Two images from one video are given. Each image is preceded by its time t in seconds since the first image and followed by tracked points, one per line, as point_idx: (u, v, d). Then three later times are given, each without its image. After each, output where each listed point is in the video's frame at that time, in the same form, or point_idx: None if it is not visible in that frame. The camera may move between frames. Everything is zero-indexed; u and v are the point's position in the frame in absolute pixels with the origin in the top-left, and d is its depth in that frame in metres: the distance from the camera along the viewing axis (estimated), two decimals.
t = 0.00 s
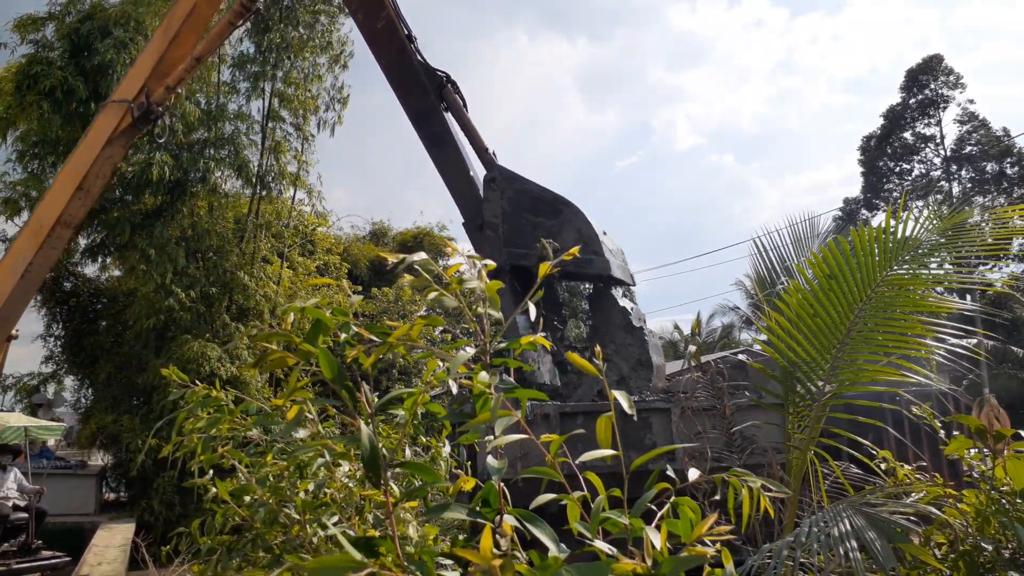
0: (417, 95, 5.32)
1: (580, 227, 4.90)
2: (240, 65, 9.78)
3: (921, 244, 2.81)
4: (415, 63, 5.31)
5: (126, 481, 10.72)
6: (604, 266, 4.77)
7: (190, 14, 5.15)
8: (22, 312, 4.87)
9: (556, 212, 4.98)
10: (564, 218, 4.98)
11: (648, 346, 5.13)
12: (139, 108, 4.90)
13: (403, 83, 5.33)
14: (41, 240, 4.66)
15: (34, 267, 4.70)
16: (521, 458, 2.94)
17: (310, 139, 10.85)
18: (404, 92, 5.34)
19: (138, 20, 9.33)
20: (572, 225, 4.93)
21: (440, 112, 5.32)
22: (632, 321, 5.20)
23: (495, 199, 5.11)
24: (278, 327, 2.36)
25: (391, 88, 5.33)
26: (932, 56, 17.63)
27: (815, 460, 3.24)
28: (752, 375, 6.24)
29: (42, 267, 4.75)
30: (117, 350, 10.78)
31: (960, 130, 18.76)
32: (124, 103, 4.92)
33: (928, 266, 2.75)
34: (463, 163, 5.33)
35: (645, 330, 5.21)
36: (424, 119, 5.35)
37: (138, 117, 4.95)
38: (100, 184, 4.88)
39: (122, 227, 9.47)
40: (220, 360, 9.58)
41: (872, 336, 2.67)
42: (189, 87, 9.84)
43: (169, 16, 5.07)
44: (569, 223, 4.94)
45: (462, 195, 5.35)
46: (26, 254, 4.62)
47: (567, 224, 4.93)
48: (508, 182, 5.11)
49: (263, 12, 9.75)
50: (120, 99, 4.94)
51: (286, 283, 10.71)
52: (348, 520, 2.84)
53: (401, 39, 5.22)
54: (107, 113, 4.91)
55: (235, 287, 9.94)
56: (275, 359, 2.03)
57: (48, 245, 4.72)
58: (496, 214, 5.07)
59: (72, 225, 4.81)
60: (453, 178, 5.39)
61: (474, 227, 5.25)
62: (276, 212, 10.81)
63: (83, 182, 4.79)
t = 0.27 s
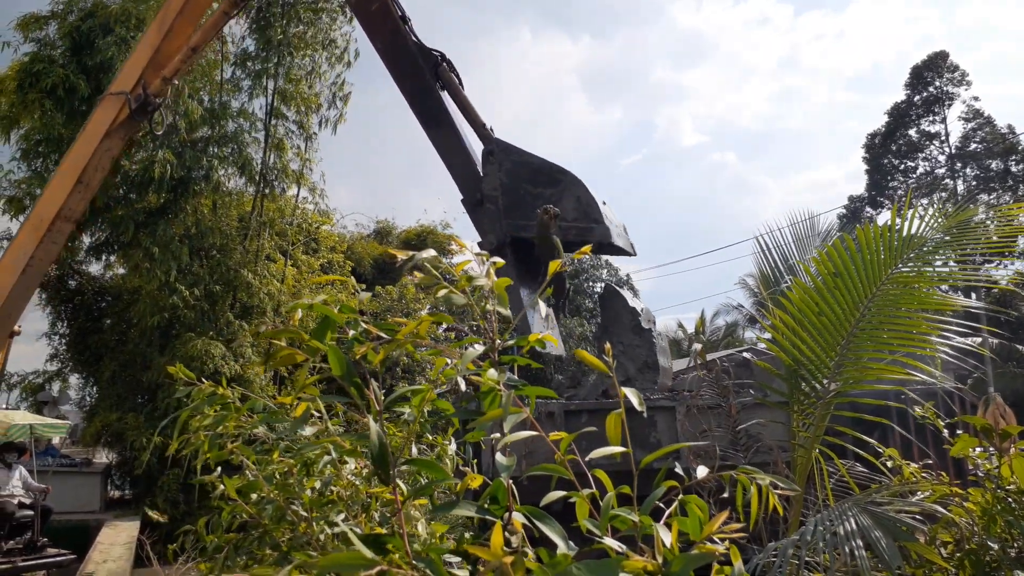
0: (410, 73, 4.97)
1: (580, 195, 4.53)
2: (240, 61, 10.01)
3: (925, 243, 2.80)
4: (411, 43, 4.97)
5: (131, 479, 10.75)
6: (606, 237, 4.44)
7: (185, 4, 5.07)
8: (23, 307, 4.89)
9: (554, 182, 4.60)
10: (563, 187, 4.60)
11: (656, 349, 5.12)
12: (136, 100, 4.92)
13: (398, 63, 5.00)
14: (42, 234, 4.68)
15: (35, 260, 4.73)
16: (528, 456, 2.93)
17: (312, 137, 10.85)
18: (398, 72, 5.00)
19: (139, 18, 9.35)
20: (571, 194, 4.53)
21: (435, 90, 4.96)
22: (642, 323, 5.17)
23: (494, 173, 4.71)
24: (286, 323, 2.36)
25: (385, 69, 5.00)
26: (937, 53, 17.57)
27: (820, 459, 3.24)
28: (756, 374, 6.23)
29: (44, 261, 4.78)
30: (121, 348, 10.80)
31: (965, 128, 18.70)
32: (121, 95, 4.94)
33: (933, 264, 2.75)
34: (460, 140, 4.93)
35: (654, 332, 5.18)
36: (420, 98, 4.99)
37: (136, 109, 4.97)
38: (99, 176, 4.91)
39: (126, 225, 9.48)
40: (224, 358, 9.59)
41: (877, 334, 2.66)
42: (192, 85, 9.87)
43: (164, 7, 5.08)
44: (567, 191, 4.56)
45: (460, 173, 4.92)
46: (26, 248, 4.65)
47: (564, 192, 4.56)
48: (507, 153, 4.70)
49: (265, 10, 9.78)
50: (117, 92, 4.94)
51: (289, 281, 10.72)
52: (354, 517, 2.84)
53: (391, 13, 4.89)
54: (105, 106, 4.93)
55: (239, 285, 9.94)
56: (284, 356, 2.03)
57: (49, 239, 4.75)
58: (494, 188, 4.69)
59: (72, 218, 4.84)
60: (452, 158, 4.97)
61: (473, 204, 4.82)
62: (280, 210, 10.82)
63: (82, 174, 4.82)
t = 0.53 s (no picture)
0: (405, 64, 4.88)
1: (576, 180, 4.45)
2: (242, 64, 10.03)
3: (930, 246, 2.81)
4: (406, 35, 4.89)
5: (136, 482, 10.77)
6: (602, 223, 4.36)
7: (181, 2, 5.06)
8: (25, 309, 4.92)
9: (549, 168, 4.48)
10: (559, 174, 4.49)
11: (662, 355, 5.13)
12: (133, 99, 4.95)
13: (393, 56, 4.93)
14: (42, 235, 4.71)
15: (36, 261, 4.76)
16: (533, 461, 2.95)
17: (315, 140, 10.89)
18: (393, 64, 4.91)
19: (141, 22, 9.41)
20: (569, 179, 4.45)
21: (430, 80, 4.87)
22: (647, 328, 5.17)
23: (490, 161, 4.59)
24: (295, 329, 2.39)
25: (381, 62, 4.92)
26: (940, 55, 17.57)
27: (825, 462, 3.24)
28: (761, 377, 6.23)
29: (45, 262, 4.81)
30: (126, 351, 10.81)
31: (970, 131, 18.68)
32: (119, 95, 4.98)
33: (937, 267, 2.75)
34: (456, 130, 4.81)
35: (659, 337, 5.19)
36: (416, 89, 4.91)
37: (135, 108, 5.00)
38: (97, 177, 4.93)
39: (130, 228, 9.51)
40: (228, 361, 9.61)
41: (881, 336, 2.66)
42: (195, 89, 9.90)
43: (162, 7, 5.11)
44: (562, 177, 4.46)
45: (457, 162, 4.78)
46: (27, 249, 4.69)
47: (560, 178, 4.46)
48: (503, 142, 4.57)
49: (267, 13, 9.82)
50: (116, 92, 4.98)
51: (293, 284, 10.74)
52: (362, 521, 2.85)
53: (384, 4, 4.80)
54: (104, 106, 4.97)
55: (243, 288, 9.95)
56: (292, 361, 2.04)
57: (50, 240, 4.78)
58: (490, 174, 4.56)
59: (72, 219, 4.87)
60: (448, 148, 4.85)
61: (471, 193, 4.69)
62: (284, 213, 10.85)
63: (82, 175, 4.86)
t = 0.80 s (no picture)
0: (376, 73, 4.83)
1: (527, 204, 4.28)
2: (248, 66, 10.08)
3: (938, 246, 2.80)
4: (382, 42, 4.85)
5: (144, 483, 10.81)
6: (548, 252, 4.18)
7: None
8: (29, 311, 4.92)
9: (502, 190, 4.36)
10: (511, 198, 4.36)
11: (670, 357, 5.13)
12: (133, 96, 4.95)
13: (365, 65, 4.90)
14: (45, 234, 4.70)
15: (41, 261, 4.76)
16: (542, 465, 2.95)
17: (321, 142, 10.91)
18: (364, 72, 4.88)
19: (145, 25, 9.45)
20: (518, 204, 4.30)
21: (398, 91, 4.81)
22: (655, 331, 5.17)
23: (447, 178, 4.54)
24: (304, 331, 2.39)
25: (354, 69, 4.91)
26: (948, 54, 17.49)
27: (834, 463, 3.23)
28: (769, 378, 6.21)
29: (49, 262, 4.80)
30: (134, 352, 10.85)
31: (978, 130, 18.59)
32: (119, 93, 4.97)
33: (946, 267, 2.74)
34: (417, 144, 4.75)
35: (667, 340, 5.18)
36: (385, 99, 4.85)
37: (135, 106, 5.00)
38: (100, 175, 4.93)
39: (136, 230, 9.55)
40: (235, 363, 9.64)
41: (890, 337, 2.65)
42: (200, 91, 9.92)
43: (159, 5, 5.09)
44: (513, 202, 4.32)
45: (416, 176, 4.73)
46: (32, 248, 4.68)
47: (511, 202, 4.32)
48: (462, 160, 4.53)
49: (272, 15, 9.83)
50: (116, 91, 4.97)
51: (300, 285, 10.77)
52: (371, 523, 2.85)
53: (365, 12, 4.76)
54: (104, 105, 4.95)
55: (250, 289, 9.98)
56: (302, 364, 2.05)
57: (54, 239, 4.76)
58: (447, 192, 4.49)
59: (76, 218, 4.86)
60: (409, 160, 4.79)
61: (427, 209, 4.64)
62: (290, 214, 10.88)
63: (85, 173, 4.85)
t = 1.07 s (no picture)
0: (383, 82, 4.87)
1: (523, 219, 4.13)
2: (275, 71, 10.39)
3: (974, 244, 2.75)
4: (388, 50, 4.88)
5: (181, 484, 10.99)
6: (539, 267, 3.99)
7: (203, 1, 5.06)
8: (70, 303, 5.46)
9: (498, 202, 4.25)
10: (507, 210, 4.23)
11: (702, 360, 5.10)
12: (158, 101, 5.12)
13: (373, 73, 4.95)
14: (79, 239, 5.12)
15: (75, 263, 5.20)
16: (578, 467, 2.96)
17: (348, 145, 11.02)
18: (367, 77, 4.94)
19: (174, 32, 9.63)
20: (513, 219, 4.15)
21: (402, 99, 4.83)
22: (688, 333, 5.15)
23: (446, 189, 4.49)
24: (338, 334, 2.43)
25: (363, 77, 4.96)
26: (981, 48, 17.16)
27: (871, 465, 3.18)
28: (802, 378, 6.14)
29: (83, 262, 5.24)
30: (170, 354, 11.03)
31: (1015, 124, 18.22)
32: (146, 97, 5.14)
33: (983, 265, 2.69)
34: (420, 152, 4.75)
35: (700, 342, 5.16)
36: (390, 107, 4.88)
37: (161, 109, 5.16)
38: (129, 178, 5.20)
39: (169, 234, 9.74)
40: (268, 365, 9.76)
41: (926, 337, 2.61)
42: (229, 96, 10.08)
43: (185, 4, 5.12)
44: (507, 215, 4.19)
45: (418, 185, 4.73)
46: (67, 252, 5.12)
47: (505, 214, 4.19)
48: (460, 171, 4.46)
49: (300, 20, 9.93)
50: (144, 94, 5.15)
51: (331, 287, 10.88)
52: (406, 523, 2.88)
53: (370, 23, 4.80)
54: (133, 108, 5.16)
55: (281, 291, 10.11)
56: (339, 367, 2.08)
57: (87, 243, 5.17)
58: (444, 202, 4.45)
59: (107, 222, 5.20)
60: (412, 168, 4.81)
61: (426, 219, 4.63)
62: (320, 217, 11.00)
63: (114, 179, 5.13)
